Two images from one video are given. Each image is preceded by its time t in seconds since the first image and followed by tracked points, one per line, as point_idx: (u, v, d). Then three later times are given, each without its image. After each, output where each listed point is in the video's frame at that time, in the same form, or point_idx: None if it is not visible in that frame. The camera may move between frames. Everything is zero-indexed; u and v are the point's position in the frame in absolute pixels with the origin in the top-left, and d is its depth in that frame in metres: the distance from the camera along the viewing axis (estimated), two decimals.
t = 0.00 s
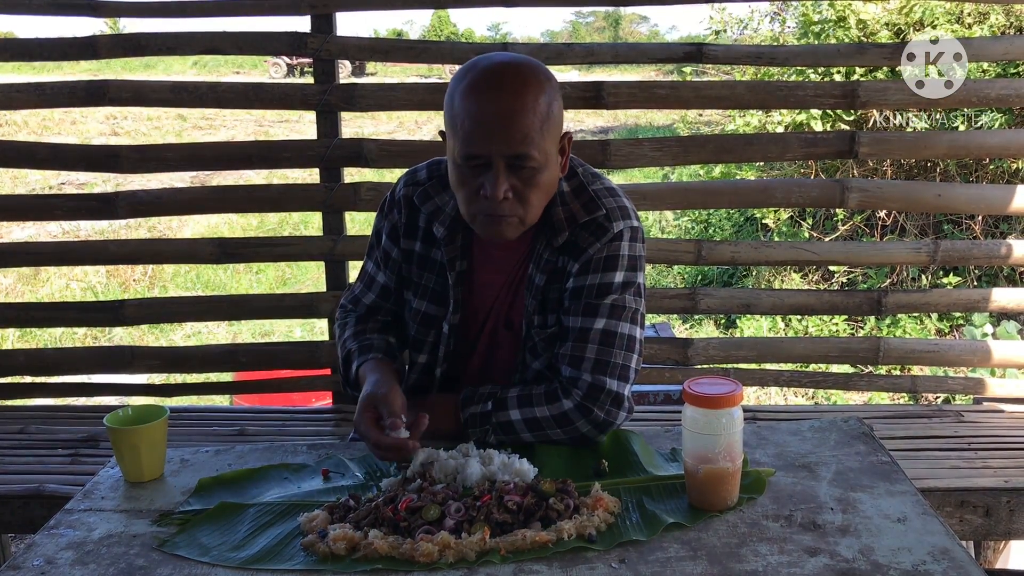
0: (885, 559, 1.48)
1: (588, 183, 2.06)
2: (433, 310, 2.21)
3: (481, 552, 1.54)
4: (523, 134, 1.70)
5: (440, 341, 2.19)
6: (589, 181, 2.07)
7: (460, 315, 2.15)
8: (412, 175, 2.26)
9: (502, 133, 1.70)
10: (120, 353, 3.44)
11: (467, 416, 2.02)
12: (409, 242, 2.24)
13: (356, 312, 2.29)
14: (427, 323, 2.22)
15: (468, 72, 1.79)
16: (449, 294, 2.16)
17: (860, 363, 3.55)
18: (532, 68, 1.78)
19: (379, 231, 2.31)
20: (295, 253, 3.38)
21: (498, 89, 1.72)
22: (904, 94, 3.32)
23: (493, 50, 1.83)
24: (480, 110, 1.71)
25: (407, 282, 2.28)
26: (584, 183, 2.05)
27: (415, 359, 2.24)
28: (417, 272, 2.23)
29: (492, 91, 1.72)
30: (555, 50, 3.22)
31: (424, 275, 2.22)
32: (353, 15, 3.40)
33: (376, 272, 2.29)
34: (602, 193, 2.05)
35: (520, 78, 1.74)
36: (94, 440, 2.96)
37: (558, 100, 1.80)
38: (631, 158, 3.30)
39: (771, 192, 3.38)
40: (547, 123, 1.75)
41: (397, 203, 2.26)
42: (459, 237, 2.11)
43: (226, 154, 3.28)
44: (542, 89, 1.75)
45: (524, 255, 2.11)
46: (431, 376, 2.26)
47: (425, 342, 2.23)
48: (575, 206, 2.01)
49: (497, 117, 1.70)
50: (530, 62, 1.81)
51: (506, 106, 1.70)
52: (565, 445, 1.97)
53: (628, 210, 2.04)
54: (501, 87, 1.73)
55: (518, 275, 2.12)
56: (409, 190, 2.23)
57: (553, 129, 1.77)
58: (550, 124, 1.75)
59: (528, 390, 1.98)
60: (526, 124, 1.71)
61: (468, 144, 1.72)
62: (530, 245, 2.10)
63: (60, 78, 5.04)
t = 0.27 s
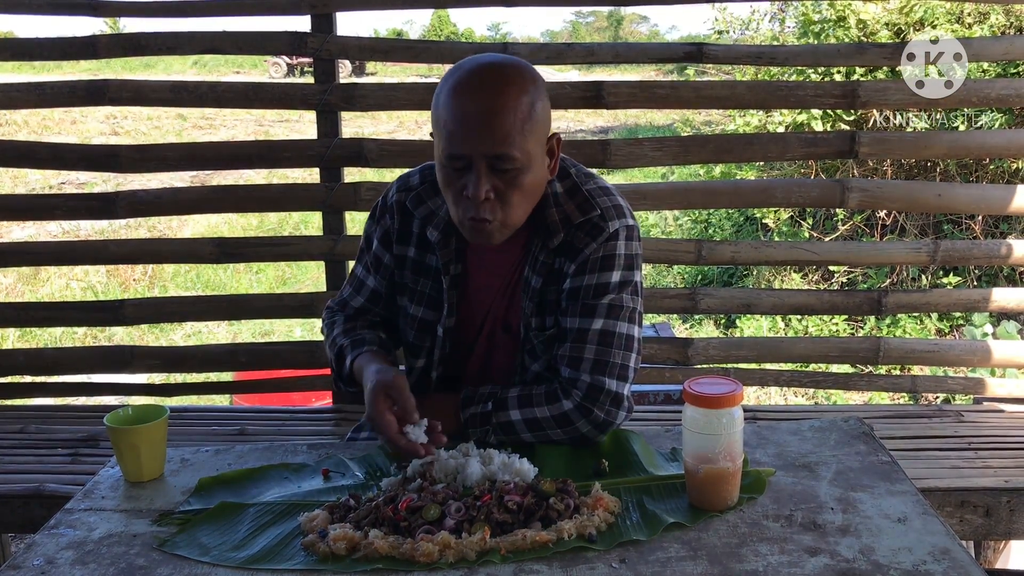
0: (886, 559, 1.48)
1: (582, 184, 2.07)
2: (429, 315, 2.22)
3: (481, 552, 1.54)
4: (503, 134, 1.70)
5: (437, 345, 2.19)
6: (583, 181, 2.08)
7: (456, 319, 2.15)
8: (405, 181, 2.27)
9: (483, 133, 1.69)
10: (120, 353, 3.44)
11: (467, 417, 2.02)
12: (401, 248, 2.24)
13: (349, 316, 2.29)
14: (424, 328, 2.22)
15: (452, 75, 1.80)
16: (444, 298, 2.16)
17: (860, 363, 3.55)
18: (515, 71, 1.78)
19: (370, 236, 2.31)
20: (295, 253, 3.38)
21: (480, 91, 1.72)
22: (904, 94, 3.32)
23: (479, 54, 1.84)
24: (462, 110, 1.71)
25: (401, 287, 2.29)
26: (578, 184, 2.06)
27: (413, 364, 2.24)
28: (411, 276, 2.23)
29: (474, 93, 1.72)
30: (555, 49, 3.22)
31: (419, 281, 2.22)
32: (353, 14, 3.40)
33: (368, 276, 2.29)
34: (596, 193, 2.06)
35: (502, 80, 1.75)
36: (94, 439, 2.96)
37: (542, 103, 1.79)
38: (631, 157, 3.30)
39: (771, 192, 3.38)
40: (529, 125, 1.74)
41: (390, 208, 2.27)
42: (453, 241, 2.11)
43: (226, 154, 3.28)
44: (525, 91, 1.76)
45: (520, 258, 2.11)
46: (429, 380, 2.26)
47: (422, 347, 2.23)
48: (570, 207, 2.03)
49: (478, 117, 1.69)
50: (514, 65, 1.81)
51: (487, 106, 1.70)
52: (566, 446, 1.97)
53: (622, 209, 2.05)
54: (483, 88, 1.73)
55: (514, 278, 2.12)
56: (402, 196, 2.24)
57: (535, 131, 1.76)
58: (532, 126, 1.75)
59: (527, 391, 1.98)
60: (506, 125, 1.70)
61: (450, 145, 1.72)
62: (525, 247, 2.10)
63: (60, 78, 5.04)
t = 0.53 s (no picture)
0: (886, 559, 1.48)
1: (571, 185, 2.07)
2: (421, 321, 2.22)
3: (481, 551, 1.54)
4: (476, 179, 1.68)
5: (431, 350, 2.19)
6: (571, 180, 2.08)
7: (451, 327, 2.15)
8: (397, 184, 2.28)
9: (456, 177, 1.67)
10: (120, 353, 3.44)
11: (467, 417, 2.02)
12: (392, 252, 2.25)
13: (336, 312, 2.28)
14: (416, 333, 2.23)
15: (430, 107, 1.77)
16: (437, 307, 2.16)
17: (860, 363, 3.55)
18: (493, 107, 1.75)
19: (359, 239, 2.30)
20: (295, 253, 3.38)
21: (455, 130, 1.70)
22: (904, 94, 3.32)
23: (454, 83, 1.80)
24: (436, 152, 1.68)
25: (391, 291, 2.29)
26: (568, 187, 2.05)
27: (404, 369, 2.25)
28: (402, 282, 2.24)
29: (449, 132, 1.70)
30: (555, 49, 3.22)
31: (411, 286, 2.23)
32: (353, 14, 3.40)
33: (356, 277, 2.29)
34: (586, 193, 2.07)
35: (476, 118, 1.71)
36: (94, 439, 2.96)
37: (518, 135, 1.76)
38: (631, 157, 3.30)
39: (771, 191, 3.38)
40: (504, 164, 1.72)
41: (382, 210, 2.27)
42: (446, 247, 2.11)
43: (226, 154, 3.28)
44: (499, 128, 1.72)
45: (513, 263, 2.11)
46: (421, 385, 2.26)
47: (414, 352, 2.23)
48: (563, 213, 2.01)
49: (451, 160, 1.67)
50: (494, 97, 1.77)
51: (460, 149, 1.68)
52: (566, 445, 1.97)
53: (613, 208, 2.06)
54: (458, 128, 1.70)
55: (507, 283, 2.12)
56: (394, 200, 2.24)
57: (513, 170, 1.74)
58: (508, 165, 1.72)
59: (527, 391, 1.98)
60: (479, 168, 1.68)
61: (425, 186, 1.71)
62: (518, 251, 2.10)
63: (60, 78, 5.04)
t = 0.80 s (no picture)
0: (886, 558, 1.48)
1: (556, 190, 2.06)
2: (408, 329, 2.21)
3: (481, 551, 1.54)
4: (462, 223, 1.64)
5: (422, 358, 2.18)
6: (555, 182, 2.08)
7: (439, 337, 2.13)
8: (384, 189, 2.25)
9: (441, 220, 1.63)
10: (120, 352, 3.44)
11: (467, 416, 2.01)
12: (378, 258, 2.22)
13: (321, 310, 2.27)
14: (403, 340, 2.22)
15: (416, 142, 1.72)
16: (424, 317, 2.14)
17: (860, 361, 3.55)
18: (481, 145, 1.70)
19: (344, 242, 2.29)
20: (295, 252, 3.38)
21: (441, 169, 1.65)
22: (904, 93, 3.32)
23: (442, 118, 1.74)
24: (421, 192, 1.64)
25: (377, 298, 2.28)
26: (553, 193, 2.04)
27: (392, 376, 2.24)
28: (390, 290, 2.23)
29: (435, 172, 1.65)
30: (555, 48, 3.21)
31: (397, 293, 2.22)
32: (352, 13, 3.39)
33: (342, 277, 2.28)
34: (570, 195, 2.07)
35: (462, 158, 1.66)
36: (94, 439, 2.96)
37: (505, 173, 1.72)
38: (631, 156, 3.30)
39: (771, 190, 3.38)
40: (492, 204, 1.68)
41: (368, 215, 2.25)
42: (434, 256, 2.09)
43: (226, 153, 3.28)
44: (487, 168, 1.67)
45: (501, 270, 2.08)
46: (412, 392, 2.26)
47: (403, 359, 2.23)
48: (551, 220, 2.00)
49: (436, 202, 1.63)
50: (481, 133, 1.72)
51: (446, 191, 1.63)
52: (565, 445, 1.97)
53: (599, 207, 2.06)
54: (444, 167, 1.65)
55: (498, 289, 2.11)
56: (381, 205, 2.21)
57: (500, 208, 1.70)
58: (495, 205, 1.68)
59: (525, 392, 1.98)
60: (465, 212, 1.64)
61: (409, 225, 1.67)
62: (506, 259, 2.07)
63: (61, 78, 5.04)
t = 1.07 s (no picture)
0: (885, 556, 1.48)
1: (550, 190, 2.05)
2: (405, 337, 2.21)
3: (480, 549, 1.54)
4: (459, 249, 1.61)
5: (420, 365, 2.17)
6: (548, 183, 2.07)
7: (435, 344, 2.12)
8: (373, 198, 2.23)
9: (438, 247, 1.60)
10: (119, 351, 3.44)
11: (466, 417, 2.02)
12: (373, 269, 2.23)
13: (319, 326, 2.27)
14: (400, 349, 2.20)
15: (409, 163, 1.68)
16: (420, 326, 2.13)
17: (860, 360, 3.55)
18: (474, 167, 1.67)
19: (337, 254, 2.27)
20: (294, 251, 3.38)
21: (438, 192, 1.61)
22: (904, 91, 3.32)
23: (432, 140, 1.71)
24: (418, 215, 1.60)
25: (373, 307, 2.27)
26: (547, 195, 2.02)
27: (390, 383, 2.22)
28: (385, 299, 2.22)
29: (432, 196, 1.62)
30: (554, 46, 3.20)
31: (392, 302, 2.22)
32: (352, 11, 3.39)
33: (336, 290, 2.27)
34: (563, 194, 2.05)
35: (456, 182, 1.63)
36: (93, 438, 2.96)
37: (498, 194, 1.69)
38: (631, 154, 3.29)
39: (771, 189, 3.38)
40: (489, 227, 1.65)
41: (360, 225, 2.23)
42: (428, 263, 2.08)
43: (225, 152, 3.27)
44: (481, 191, 1.64)
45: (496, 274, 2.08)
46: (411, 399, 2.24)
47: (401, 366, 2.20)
48: (546, 222, 1.99)
49: (435, 227, 1.59)
50: (476, 155, 1.69)
51: (441, 217, 1.60)
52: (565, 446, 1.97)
53: (593, 206, 2.05)
54: (440, 192, 1.62)
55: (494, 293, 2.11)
56: (373, 214, 2.19)
57: (496, 231, 1.67)
58: (491, 229, 1.66)
59: (524, 393, 1.98)
60: (462, 237, 1.60)
61: (404, 252, 1.63)
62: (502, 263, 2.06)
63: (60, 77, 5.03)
